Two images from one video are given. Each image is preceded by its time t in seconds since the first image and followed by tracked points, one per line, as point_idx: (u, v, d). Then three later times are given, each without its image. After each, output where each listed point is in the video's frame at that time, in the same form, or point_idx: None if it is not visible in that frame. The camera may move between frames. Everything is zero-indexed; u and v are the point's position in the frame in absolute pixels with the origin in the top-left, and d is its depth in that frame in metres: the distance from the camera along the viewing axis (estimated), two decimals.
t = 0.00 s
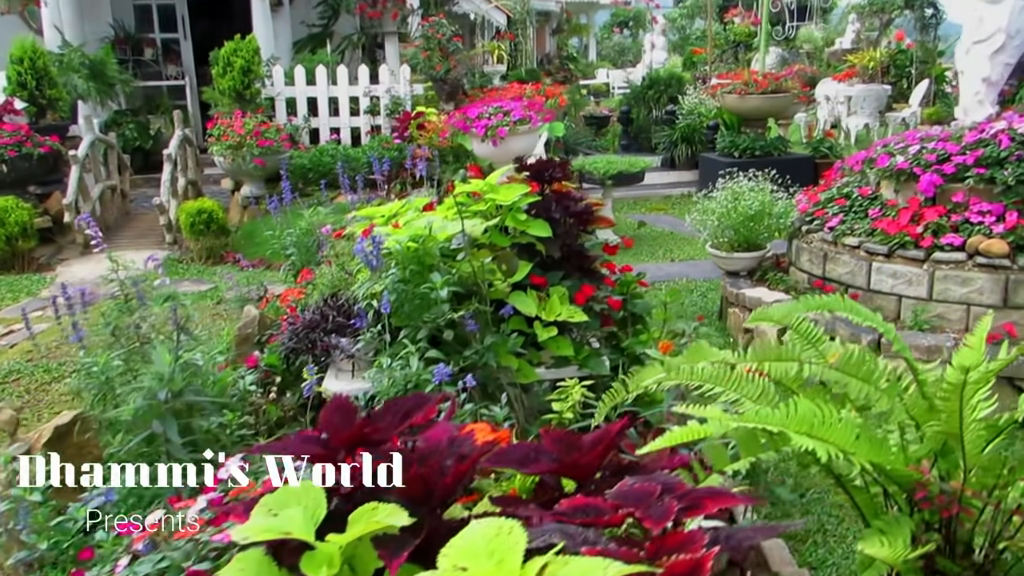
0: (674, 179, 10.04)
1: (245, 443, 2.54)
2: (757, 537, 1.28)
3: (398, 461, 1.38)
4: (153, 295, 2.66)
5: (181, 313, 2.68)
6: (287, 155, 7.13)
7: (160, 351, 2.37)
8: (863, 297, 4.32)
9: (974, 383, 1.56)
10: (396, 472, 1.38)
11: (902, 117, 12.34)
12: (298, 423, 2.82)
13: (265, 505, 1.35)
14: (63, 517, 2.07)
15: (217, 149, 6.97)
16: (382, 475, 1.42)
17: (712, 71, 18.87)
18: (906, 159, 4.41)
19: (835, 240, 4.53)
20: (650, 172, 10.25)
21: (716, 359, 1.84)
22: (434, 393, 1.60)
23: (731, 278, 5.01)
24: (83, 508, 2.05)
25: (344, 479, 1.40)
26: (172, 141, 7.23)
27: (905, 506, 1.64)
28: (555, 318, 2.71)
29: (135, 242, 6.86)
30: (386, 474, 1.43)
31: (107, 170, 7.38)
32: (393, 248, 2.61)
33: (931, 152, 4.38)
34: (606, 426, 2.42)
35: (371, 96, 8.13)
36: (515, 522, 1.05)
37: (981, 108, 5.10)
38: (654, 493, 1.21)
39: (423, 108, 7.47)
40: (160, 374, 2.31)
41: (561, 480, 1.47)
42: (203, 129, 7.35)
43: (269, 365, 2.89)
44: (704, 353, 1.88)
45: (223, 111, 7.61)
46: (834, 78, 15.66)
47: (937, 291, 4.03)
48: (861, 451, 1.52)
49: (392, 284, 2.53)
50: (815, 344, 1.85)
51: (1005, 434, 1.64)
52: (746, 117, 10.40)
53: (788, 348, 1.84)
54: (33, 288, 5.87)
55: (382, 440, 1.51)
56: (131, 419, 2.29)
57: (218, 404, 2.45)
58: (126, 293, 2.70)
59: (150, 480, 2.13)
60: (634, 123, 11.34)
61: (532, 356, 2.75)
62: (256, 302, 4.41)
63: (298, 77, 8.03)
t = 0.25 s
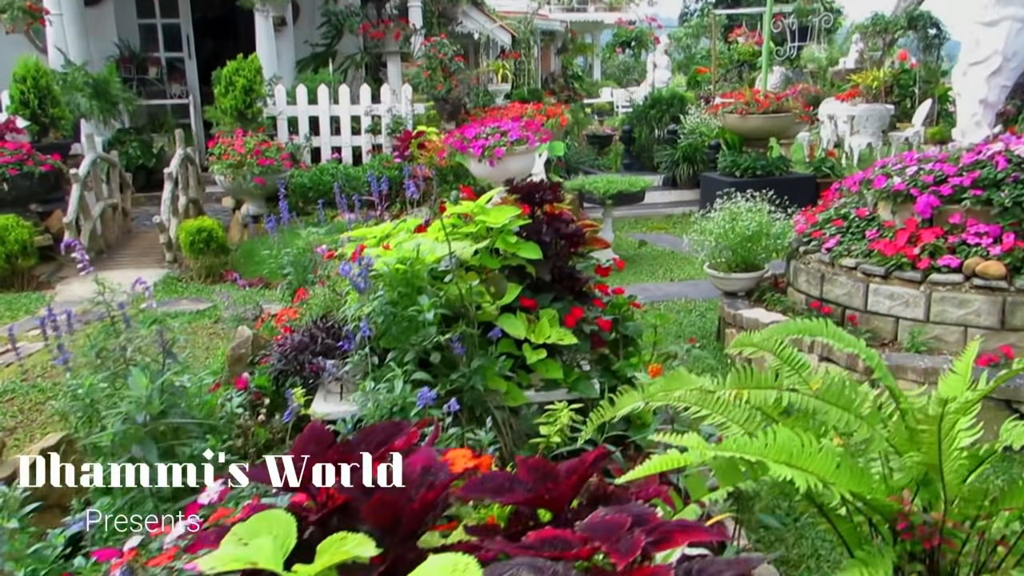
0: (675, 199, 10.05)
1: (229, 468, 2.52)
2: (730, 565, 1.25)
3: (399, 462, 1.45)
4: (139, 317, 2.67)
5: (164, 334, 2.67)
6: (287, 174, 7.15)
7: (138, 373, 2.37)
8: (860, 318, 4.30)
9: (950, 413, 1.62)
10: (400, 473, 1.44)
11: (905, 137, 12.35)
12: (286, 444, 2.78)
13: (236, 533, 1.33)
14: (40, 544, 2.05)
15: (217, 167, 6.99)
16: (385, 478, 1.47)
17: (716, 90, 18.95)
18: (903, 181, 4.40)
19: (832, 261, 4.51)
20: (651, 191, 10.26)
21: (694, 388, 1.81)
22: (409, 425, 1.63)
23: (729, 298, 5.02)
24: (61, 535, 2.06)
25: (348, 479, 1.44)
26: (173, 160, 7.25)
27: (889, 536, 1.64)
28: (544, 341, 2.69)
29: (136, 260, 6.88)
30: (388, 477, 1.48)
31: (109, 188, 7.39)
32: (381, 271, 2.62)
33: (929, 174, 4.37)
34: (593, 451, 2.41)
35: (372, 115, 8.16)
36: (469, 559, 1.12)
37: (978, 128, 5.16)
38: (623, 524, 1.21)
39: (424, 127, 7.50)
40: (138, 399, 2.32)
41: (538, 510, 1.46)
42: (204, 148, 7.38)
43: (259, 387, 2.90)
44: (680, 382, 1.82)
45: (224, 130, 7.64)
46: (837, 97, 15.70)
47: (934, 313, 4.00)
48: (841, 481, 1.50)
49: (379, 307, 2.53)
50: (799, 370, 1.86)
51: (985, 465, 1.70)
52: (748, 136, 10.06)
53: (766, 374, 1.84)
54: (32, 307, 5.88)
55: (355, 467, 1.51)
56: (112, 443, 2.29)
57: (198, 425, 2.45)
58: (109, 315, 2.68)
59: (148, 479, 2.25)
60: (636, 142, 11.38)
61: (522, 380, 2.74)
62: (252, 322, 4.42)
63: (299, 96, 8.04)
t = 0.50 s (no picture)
0: (675, 214, 10.06)
1: (216, 488, 2.49)
2: None
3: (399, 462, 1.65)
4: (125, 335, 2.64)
5: (149, 352, 2.65)
6: (285, 190, 7.16)
7: (123, 389, 2.37)
8: (856, 336, 4.28)
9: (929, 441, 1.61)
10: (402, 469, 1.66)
11: (905, 153, 12.36)
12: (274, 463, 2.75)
13: (207, 561, 1.31)
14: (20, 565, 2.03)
15: (215, 183, 7.00)
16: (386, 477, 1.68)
17: (717, 106, 19.00)
18: (899, 198, 4.39)
19: (827, 278, 4.50)
20: (650, 207, 10.27)
21: (676, 414, 1.80)
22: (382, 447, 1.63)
23: (726, 314, 5.01)
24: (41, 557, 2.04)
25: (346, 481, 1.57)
26: (172, 175, 7.26)
27: (873, 563, 1.64)
28: (533, 360, 2.68)
29: (133, 275, 6.88)
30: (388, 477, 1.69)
31: (108, 203, 7.41)
32: (369, 290, 2.61)
33: (925, 191, 4.35)
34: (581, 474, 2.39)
35: (371, 131, 8.18)
36: None
37: (974, 146, 5.14)
38: (598, 555, 1.19)
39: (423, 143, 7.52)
40: (124, 414, 2.32)
41: (517, 536, 1.44)
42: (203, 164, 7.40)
43: (248, 405, 2.88)
44: (662, 409, 1.80)
45: (223, 145, 7.66)
46: (837, 113, 15.73)
47: (930, 331, 3.98)
48: (824, 507, 1.49)
49: (366, 326, 2.51)
50: (786, 392, 1.91)
51: (969, 491, 1.70)
52: (748, 152, 10.04)
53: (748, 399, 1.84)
54: (28, 322, 5.87)
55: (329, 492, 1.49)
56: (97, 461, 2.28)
57: (184, 441, 2.45)
58: (96, 333, 2.65)
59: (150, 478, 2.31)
60: (636, 158, 11.40)
61: (511, 399, 2.72)
62: (246, 338, 4.41)
63: (298, 112, 8.07)
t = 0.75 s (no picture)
0: (675, 228, 10.07)
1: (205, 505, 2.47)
2: None
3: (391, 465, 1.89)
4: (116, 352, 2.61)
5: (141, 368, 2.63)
6: (284, 204, 7.18)
7: (112, 404, 2.35)
8: (853, 352, 4.27)
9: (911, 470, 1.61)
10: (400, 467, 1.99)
11: (905, 168, 12.37)
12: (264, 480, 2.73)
13: None
14: None
15: (213, 197, 7.01)
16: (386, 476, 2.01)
17: (718, 120, 19.05)
18: (896, 214, 4.38)
19: (825, 294, 4.49)
20: (650, 221, 10.29)
21: (661, 439, 1.81)
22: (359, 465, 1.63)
23: (723, 330, 4.99)
24: None
25: (348, 479, 1.66)
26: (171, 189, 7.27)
27: None
28: (525, 377, 2.67)
29: (132, 289, 6.88)
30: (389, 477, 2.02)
31: (107, 217, 7.41)
32: (360, 306, 2.60)
33: (922, 208, 4.35)
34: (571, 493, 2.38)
35: (371, 145, 8.20)
36: None
37: (972, 163, 5.16)
38: None
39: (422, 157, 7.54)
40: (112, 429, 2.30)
41: (499, 559, 1.42)
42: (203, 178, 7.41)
43: (240, 421, 2.87)
44: (648, 433, 1.81)
45: (222, 159, 7.68)
46: (837, 127, 15.76)
47: (927, 347, 3.96)
48: (810, 529, 1.48)
49: (357, 342, 2.49)
50: (774, 412, 1.99)
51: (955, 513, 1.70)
52: (747, 167, 10.07)
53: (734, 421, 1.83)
54: (26, 336, 5.87)
55: (310, 511, 1.47)
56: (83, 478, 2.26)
57: (173, 456, 2.44)
58: (86, 350, 2.63)
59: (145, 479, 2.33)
60: (636, 172, 11.42)
61: (503, 416, 2.71)
62: (242, 353, 4.40)
63: (298, 126, 8.10)
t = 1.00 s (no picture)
0: (675, 241, 10.06)
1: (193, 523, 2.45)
2: None
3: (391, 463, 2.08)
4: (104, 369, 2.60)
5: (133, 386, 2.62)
6: (283, 216, 7.19)
7: (98, 423, 2.33)
8: (851, 367, 4.24)
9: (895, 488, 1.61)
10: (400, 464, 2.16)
11: (907, 181, 12.36)
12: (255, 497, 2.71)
13: None
14: None
15: (213, 210, 7.02)
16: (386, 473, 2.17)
17: (719, 132, 19.07)
18: (894, 228, 4.37)
19: (822, 309, 4.47)
20: (650, 233, 10.28)
21: (645, 455, 1.84)
22: (339, 485, 1.61)
23: (721, 343, 4.97)
24: None
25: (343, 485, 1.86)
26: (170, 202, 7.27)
27: None
28: (517, 393, 2.65)
29: (131, 301, 6.88)
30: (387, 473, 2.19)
31: (107, 229, 7.42)
32: (351, 322, 2.58)
33: (920, 222, 4.33)
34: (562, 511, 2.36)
35: (370, 157, 8.22)
36: None
37: (970, 176, 5.15)
38: None
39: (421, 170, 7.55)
40: (98, 449, 2.28)
41: None
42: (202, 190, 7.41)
43: (232, 437, 2.85)
44: (633, 449, 1.90)
45: (222, 172, 7.69)
46: (838, 140, 15.77)
47: (925, 362, 3.94)
48: (797, 552, 1.46)
49: (347, 358, 2.48)
50: (766, 431, 1.98)
51: (943, 535, 1.70)
52: (748, 180, 10.08)
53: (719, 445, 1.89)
54: (24, 348, 5.86)
55: (287, 532, 1.47)
56: (69, 496, 2.24)
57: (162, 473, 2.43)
58: (75, 366, 2.60)
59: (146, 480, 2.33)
60: (636, 185, 11.42)
61: (495, 432, 2.69)
62: (238, 367, 4.39)
63: (298, 138, 8.11)
